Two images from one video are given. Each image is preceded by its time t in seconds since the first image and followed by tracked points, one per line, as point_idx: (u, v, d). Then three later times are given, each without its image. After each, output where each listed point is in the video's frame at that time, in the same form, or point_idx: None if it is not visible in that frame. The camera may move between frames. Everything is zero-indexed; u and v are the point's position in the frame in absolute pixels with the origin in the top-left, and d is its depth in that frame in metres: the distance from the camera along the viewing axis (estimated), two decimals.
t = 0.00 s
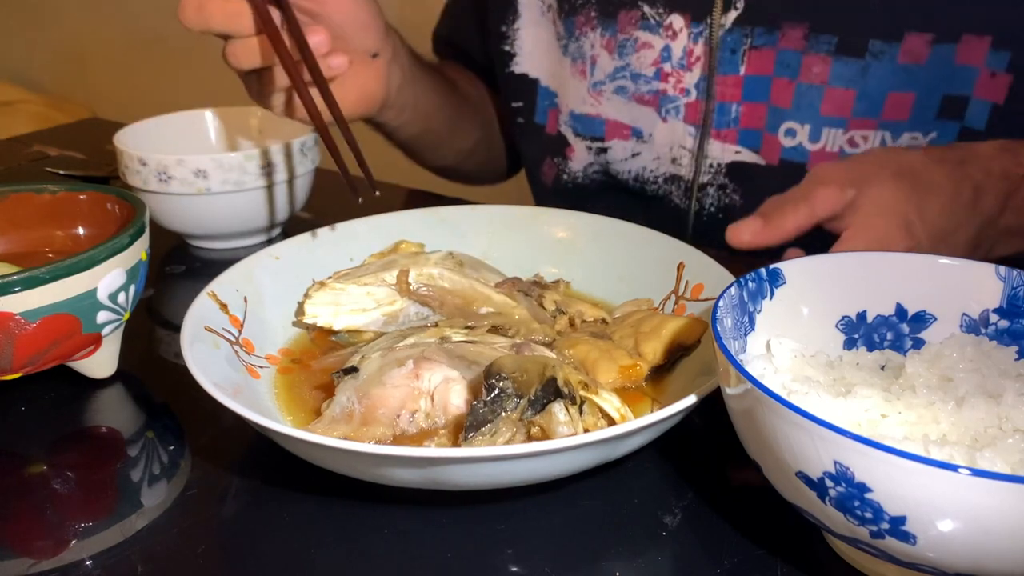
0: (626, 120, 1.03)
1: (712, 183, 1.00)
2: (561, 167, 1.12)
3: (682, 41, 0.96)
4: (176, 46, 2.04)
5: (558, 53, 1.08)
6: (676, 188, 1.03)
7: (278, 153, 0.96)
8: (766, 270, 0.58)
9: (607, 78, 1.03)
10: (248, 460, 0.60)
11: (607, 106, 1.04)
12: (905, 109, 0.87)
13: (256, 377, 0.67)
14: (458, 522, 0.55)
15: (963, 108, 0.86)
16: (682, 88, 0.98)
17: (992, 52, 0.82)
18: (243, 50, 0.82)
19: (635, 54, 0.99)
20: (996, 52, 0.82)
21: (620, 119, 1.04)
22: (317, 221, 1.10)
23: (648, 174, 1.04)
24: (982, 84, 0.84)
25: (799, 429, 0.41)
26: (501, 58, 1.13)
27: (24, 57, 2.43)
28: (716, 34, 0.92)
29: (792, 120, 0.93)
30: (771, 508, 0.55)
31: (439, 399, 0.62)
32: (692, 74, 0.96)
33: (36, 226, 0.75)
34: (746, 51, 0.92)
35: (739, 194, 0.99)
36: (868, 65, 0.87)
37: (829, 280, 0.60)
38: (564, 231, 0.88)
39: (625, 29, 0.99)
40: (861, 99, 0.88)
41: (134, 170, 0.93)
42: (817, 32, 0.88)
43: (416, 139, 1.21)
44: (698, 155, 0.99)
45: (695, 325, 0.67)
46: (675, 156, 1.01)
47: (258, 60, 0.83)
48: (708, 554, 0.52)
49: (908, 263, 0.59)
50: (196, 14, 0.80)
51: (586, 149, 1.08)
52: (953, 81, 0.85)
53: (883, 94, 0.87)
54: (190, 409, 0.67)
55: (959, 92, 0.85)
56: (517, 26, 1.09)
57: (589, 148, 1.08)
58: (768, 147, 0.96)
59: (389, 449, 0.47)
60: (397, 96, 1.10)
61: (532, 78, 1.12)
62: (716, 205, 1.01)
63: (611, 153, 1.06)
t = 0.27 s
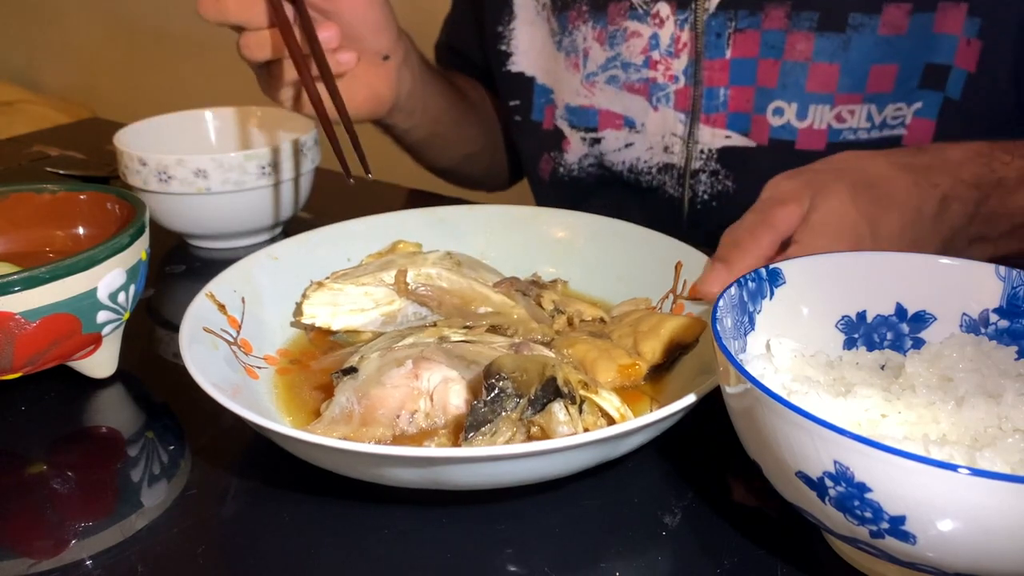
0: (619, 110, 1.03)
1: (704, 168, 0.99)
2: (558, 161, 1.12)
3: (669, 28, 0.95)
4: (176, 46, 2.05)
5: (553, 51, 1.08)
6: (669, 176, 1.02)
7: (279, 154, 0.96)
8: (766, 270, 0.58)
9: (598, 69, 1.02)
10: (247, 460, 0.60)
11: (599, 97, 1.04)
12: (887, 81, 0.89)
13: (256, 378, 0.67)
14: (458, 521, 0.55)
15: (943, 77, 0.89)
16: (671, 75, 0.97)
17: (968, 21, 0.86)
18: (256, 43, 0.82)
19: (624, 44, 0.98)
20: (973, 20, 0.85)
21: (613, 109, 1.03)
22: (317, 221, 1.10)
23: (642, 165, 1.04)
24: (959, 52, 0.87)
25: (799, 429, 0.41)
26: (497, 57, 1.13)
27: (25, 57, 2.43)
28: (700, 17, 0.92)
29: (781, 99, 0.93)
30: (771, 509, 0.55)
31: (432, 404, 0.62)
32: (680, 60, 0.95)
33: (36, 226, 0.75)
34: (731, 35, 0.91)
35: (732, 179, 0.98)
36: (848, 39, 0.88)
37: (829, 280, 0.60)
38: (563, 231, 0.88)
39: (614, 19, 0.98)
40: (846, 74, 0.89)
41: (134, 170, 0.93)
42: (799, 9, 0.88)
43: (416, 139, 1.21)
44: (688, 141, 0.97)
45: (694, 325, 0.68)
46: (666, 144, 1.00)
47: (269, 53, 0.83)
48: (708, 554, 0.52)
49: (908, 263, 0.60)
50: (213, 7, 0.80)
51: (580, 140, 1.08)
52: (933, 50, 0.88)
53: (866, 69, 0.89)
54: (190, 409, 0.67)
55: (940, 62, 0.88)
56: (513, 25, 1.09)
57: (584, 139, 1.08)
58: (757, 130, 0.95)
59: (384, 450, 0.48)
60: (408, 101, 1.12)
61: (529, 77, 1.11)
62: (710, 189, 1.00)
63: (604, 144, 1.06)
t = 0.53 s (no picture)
0: (617, 110, 1.02)
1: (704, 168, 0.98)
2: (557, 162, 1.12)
3: (666, 28, 0.92)
4: (176, 47, 2.05)
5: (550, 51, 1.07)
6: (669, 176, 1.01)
7: (279, 153, 0.96)
8: (766, 270, 0.58)
9: (596, 70, 1.01)
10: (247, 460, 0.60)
11: (598, 97, 1.03)
12: (884, 76, 0.86)
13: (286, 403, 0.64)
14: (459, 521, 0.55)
15: (936, 71, 0.85)
16: (668, 75, 0.95)
17: (963, 15, 0.82)
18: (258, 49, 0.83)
19: (622, 45, 0.97)
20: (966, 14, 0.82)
21: (611, 110, 1.02)
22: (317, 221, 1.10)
23: (640, 165, 1.04)
24: (952, 45, 0.84)
25: (799, 429, 0.41)
26: (496, 61, 1.13)
27: (25, 58, 2.43)
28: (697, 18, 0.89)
29: (778, 97, 0.89)
30: (771, 508, 0.55)
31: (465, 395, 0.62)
32: (678, 61, 0.93)
33: (36, 226, 0.75)
34: (727, 34, 0.88)
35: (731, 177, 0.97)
36: (843, 35, 0.85)
37: (828, 280, 0.60)
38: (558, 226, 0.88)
39: (611, 21, 0.97)
40: (841, 69, 0.86)
41: (134, 170, 0.93)
42: (795, 7, 0.84)
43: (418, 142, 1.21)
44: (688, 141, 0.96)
45: (644, 275, 0.77)
46: (665, 144, 0.99)
47: (270, 61, 0.84)
48: (708, 554, 0.52)
49: (907, 263, 0.60)
50: (218, 16, 0.80)
51: (580, 140, 1.07)
52: (926, 42, 0.85)
53: (862, 64, 0.86)
54: (190, 409, 0.67)
55: (934, 56, 0.85)
56: (510, 28, 1.09)
57: (583, 140, 1.07)
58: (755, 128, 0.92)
59: (387, 435, 0.49)
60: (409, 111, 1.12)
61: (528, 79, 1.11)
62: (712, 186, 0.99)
63: (603, 145, 1.06)
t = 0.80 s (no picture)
0: (616, 113, 1.04)
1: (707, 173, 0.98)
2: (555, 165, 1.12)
3: (667, 33, 0.97)
4: (176, 47, 2.05)
5: (547, 52, 1.09)
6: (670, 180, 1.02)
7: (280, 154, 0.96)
8: (766, 270, 0.58)
9: (596, 73, 1.03)
10: (246, 460, 0.60)
11: (597, 100, 1.05)
12: (880, 82, 0.94)
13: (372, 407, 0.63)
14: (460, 521, 0.55)
15: (927, 72, 0.93)
16: (669, 79, 0.99)
17: (956, 20, 0.90)
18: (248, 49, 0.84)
19: (623, 48, 1.00)
20: (961, 18, 0.89)
21: (611, 113, 1.04)
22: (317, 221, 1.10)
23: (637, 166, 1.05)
24: (944, 49, 0.91)
25: (799, 429, 0.41)
26: (493, 61, 1.14)
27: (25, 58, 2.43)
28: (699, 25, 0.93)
29: (777, 101, 0.96)
30: (771, 508, 0.55)
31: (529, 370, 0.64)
32: (679, 65, 0.98)
33: (36, 226, 0.75)
34: (728, 40, 0.94)
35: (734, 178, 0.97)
36: (842, 43, 0.92)
37: (828, 280, 0.60)
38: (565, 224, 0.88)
39: (612, 24, 0.99)
40: (839, 77, 0.93)
41: (134, 170, 0.93)
42: (795, 13, 0.91)
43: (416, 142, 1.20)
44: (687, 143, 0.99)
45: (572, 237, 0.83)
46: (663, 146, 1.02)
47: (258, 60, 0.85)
48: (708, 555, 0.52)
49: (907, 263, 0.60)
50: (208, 13, 0.80)
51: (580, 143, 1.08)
52: (919, 48, 0.92)
53: (860, 71, 0.93)
54: (189, 410, 0.67)
55: (925, 58, 0.92)
56: (508, 28, 1.10)
57: (582, 143, 1.08)
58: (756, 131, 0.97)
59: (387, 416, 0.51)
60: (402, 110, 1.12)
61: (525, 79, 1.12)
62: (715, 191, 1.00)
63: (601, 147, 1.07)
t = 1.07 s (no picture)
0: (626, 119, 1.02)
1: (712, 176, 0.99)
2: (560, 169, 1.12)
3: (676, 38, 0.94)
4: (176, 47, 2.05)
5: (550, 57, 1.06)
6: (678, 183, 1.02)
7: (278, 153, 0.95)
8: (766, 270, 0.57)
9: (604, 78, 1.01)
10: (246, 460, 0.60)
11: (606, 105, 1.03)
12: (896, 89, 0.90)
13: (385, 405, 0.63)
14: (459, 521, 0.55)
15: (947, 81, 0.90)
16: (678, 85, 0.96)
17: (974, 26, 0.86)
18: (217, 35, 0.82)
19: (631, 53, 0.98)
20: (978, 26, 0.85)
21: (620, 118, 1.02)
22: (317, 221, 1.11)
23: (649, 173, 1.03)
24: (962, 55, 0.87)
25: (798, 429, 0.41)
26: (495, 64, 1.12)
27: (25, 57, 2.43)
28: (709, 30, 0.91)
29: (792, 108, 0.92)
30: (772, 508, 0.55)
31: (545, 363, 0.65)
32: (688, 70, 0.95)
33: (36, 226, 0.75)
34: (739, 45, 0.91)
35: (740, 186, 0.99)
36: (858, 49, 0.88)
37: (828, 281, 0.60)
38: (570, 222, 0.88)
39: (620, 29, 0.97)
40: (856, 83, 0.90)
41: (133, 170, 0.93)
42: (809, 20, 0.88)
43: (414, 139, 1.21)
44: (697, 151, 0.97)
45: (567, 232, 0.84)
46: (674, 153, 1.00)
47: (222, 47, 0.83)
48: (708, 554, 0.52)
49: (907, 263, 0.60)
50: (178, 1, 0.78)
51: (586, 150, 1.07)
52: (938, 55, 0.89)
53: (876, 79, 0.89)
54: (189, 410, 0.67)
55: (945, 66, 0.89)
56: (509, 31, 1.08)
57: (589, 149, 1.07)
58: (767, 138, 0.95)
59: (386, 410, 0.52)
60: (389, 102, 1.11)
61: (527, 83, 1.10)
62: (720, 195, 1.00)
63: (611, 153, 1.05)
